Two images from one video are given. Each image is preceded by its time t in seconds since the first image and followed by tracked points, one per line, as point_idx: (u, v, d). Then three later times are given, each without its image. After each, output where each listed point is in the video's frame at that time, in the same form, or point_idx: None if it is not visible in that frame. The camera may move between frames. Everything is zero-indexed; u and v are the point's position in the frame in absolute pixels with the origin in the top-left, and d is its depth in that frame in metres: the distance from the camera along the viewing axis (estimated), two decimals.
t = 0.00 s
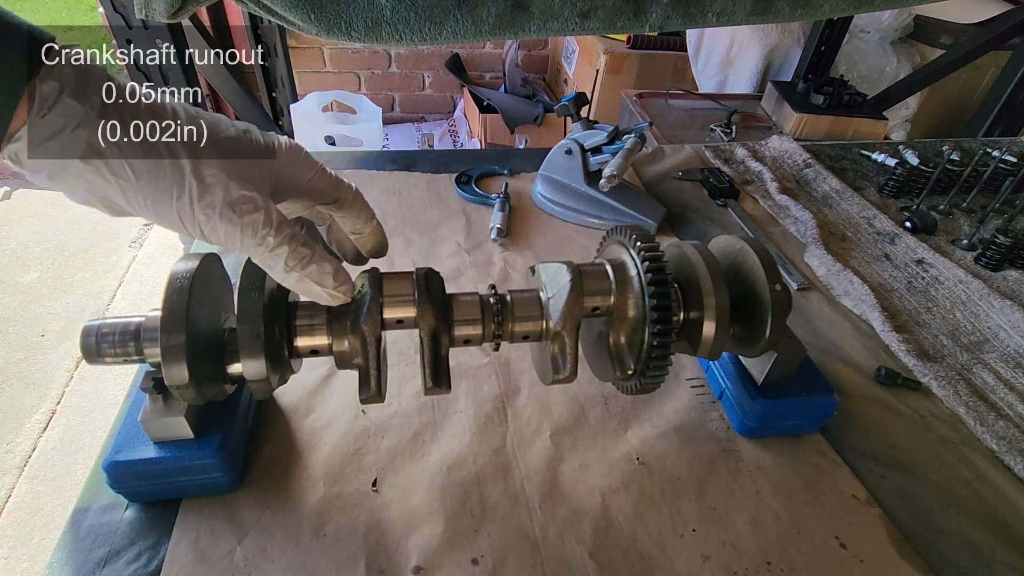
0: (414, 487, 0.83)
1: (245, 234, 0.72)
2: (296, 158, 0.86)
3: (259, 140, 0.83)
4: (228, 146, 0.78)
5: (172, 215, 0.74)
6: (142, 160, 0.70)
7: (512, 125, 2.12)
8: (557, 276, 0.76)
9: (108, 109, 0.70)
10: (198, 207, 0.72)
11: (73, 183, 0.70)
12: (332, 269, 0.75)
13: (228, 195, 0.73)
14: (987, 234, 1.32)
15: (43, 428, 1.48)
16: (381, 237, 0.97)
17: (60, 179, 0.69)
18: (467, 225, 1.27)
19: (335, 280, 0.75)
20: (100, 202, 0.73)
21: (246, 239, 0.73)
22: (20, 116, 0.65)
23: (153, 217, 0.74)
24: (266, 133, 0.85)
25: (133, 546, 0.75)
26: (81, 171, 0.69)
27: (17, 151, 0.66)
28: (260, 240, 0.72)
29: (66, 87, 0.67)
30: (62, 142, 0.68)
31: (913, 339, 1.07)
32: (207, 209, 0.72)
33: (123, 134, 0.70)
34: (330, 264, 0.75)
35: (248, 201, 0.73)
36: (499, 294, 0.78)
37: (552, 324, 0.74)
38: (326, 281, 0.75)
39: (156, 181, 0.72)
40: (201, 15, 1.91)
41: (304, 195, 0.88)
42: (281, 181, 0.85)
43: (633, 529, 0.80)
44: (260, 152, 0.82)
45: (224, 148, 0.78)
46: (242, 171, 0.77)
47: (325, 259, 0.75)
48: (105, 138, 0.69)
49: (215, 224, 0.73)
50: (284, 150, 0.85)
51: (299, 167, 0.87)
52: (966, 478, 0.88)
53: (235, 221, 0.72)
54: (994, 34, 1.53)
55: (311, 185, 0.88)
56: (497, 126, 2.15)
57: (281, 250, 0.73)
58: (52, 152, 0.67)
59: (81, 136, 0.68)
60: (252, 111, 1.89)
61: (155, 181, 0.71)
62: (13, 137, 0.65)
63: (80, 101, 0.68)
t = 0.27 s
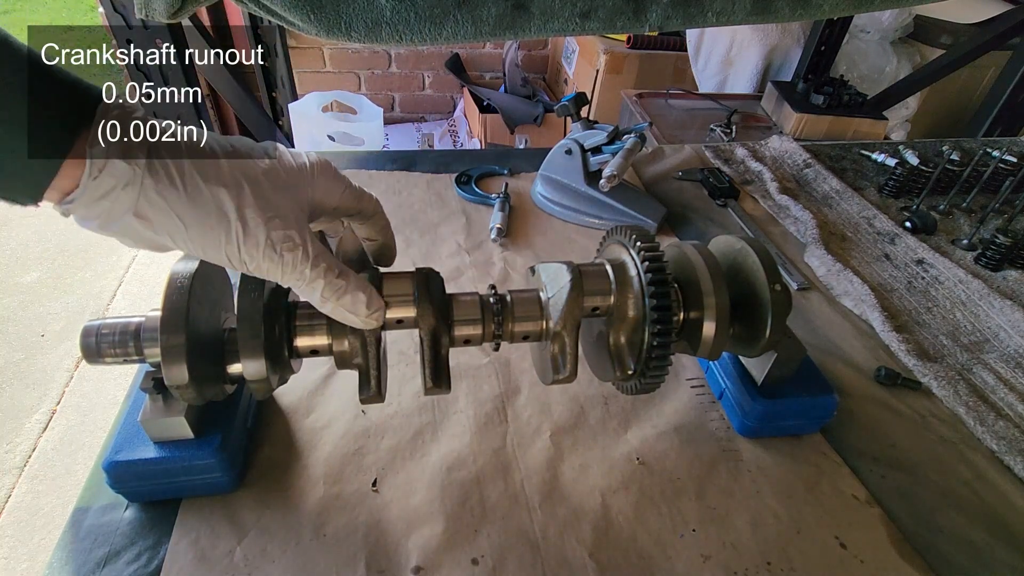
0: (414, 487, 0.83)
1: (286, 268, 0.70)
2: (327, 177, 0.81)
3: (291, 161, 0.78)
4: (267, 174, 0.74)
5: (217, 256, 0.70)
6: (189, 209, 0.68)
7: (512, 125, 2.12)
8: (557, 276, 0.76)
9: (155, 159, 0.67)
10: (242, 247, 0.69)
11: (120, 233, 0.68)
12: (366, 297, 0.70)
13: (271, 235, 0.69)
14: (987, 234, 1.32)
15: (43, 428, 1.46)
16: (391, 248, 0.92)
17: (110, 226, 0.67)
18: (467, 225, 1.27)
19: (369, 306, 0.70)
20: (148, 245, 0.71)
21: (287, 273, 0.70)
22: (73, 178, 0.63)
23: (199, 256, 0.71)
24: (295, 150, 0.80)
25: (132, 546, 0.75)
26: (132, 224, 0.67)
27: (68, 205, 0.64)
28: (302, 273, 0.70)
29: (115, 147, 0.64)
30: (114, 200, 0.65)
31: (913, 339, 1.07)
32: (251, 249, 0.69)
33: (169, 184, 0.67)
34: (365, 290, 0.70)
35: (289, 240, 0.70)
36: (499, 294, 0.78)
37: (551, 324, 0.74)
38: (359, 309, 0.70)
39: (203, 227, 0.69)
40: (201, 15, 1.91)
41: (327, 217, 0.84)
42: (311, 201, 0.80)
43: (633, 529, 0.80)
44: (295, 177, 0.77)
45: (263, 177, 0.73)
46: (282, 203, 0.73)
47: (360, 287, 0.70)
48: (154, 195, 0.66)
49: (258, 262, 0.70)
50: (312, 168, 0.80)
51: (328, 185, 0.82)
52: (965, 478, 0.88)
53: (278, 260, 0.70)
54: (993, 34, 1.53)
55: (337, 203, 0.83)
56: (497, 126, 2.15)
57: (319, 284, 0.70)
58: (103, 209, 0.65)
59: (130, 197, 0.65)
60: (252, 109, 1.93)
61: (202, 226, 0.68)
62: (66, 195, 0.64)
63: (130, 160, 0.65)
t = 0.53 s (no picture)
0: (414, 487, 0.83)
1: (292, 286, 0.70)
2: (331, 185, 0.81)
3: (294, 172, 0.78)
4: (271, 191, 0.73)
5: (225, 278, 0.70)
6: (195, 236, 0.67)
7: (512, 125, 2.12)
8: (557, 276, 0.75)
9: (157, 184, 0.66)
10: (249, 268, 0.69)
11: (125, 260, 0.68)
12: (370, 307, 0.70)
13: (276, 255, 0.69)
14: (987, 234, 1.32)
15: (43, 428, 1.46)
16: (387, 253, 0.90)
17: (118, 255, 0.67)
18: (467, 225, 1.27)
19: (372, 316, 0.71)
20: (157, 271, 0.71)
21: (293, 290, 0.70)
22: (78, 211, 0.63)
23: (207, 279, 0.71)
24: (298, 160, 0.80)
25: (132, 546, 0.75)
26: (140, 253, 0.67)
27: (77, 234, 0.64)
28: (307, 288, 0.70)
29: (119, 178, 0.63)
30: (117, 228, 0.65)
31: (913, 339, 1.07)
32: (257, 269, 0.69)
33: (173, 210, 0.66)
34: (369, 300, 0.70)
35: (294, 258, 0.70)
36: (499, 294, 0.78)
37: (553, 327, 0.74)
38: (363, 319, 0.71)
39: (210, 253, 0.68)
40: (201, 15, 1.91)
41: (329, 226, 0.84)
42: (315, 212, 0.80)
43: (633, 529, 0.80)
44: (299, 189, 0.77)
45: (267, 194, 0.73)
46: (287, 219, 0.72)
47: (364, 298, 0.70)
48: (159, 224, 0.66)
49: (264, 280, 0.70)
50: (317, 177, 0.79)
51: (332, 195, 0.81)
52: (965, 478, 0.88)
53: (284, 278, 0.70)
54: (993, 34, 1.53)
55: (340, 213, 0.83)
56: (497, 126, 2.15)
57: (324, 298, 0.69)
58: (110, 240, 0.65)
59: (135, 229, 0.65)
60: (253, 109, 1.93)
61: (207, 251, 0.68)
62: (74, 225, 0.64)
63: (134, 193, 0.64)
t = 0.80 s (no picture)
0: (414, 487, 0.83)
1: (292, 281, 0.70)
2: (330, 185, 0.80)
3: (294, 172, 0.78)
4: (270, 190, 0.73)
5: (224, 276, 0.70)
6: (193, 233, 0.68)
7: (512, 125, 2.12)
8: (557, 275, 0.76)
9: (157, 181, 0.66)
10: (248, 265, 0.69)
11: (127, 256, 0.69)
12: (370, 299, 0.70)
13: (276, 251, 0.69)
14: (987, 234, 1.32)
15: (43, 428, 1.46)
16: (386, 257, 0.89)
17: (119, 250, 0.68)
18: (467, 225, 1.27)
19: (371, 309, 0.71)
20: (155, 267, 0.71)
21: (293, 285, 0.71)
22: (80, 207, 0.63)
23: (207, 277, 0.71)
24: (298, 160, 0.80)
25: (133, 546, 0.75)
26: (139, 249, 0.68)
27: (77, 229, 0.65)
28: (307, 284, 0.70)
29: (121, 175, 0.64)
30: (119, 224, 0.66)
31: (913, 340, 1.07)
32: (256, 266, 0.69)
33: (172, 207, 0.67)
34: (369, 293, 0.70)
35: (292, 254, 0.70)
36: (499, 294, 0.78)
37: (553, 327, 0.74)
38: (363, 312, 0.71)
39: (209, 250, 0.68)
40: (201, 15, 1.91)
41: (327, 227, 0.84)
42: (314, 213, 0.80)
43: (633, 529, 0.80)
44: (298, 189, 0.77)
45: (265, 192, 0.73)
46: (286, 217, 0.72)
47: (363, 290, 0.70)
48: (158, 220, 0.66)
49: (264, 277, 0.70)
50: (316, 177, 0.79)
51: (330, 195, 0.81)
52: (965, 478, 0.88)
53: (283, 274, 0.70)
54: (993, 34, 1.53)
55: (338, 214, 0.82)
56: (497, 126, 2.15)
57: (323, 292, 0.70)
58: (111, 235, 0.66)
59: (136, 224, 0.66)
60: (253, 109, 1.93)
61: (206, 249, 0.68)
62: (74, 220, 0.65)
63: (136, 189, 0.65)
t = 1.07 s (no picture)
0: (414, 487, 0.83)
1: (291, 269, 0.70)
2: (331, 185, 0.81)
3: (296, 172, 0.78)
4: (273, 183, 0.74)
5: (225, 264, 0.71)
6: (197, 217, 0.69)
7: (512, 125, 2.12)
8: (556, 273, 0.76)
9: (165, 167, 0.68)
10: (249, 252, 0.69)
11: (130, 240, 0.69)
12: (370, 288, 0.71)
13: (277, 237, 0.70)
14: (987, 234, 1.32)
15: (43, 428, 1.45)
16: (386, 257, 0.89)
17: (122, 232, 0.69)
18: (467, 225, 1.27)
19: (371, 298, 0.71)
20: (153, 253, 0.72)
21: (293, 273, 0.71)
22: (89, 189, 0.64)
23: (207, 265, 0.72)
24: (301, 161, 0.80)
25: (133, 546, 0.75)
26: (142, 231, 0.68)
27: (81, 211, 0.66)
28: (307, 271, 0.70)
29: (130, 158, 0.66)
30: (125, 206, 0.66)
31: (913, 340, 1.07)
32: (257, 253, 0.69)
33: (177, 190, 0.68)
34: (369, 281, 0.71)
35: (293, 242, 0.70)
36: (500, 294, 0.78)
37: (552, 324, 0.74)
38: (363, 301, 0.71)
39: (210, 235, 0.69)
40: (201, 15, 1.91)
41: (328, 227, 0.84)
42: (314, 212, 0.80)
43: (633, 529, 0.80)
44: (300, 187, 0.77)
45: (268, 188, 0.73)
46: (287, 211, 0.73)
47: (363, 278, 0.71)
48: (164, 202, 0.67)
49: (264, 264, 0.70)
50: (317, 177, 0.79)
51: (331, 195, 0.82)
52: (966, 479, 0.88)
53: (283, 261, 0.70)
54: (993, 34, 1.53)
55: (339, 213, 0.83)
56: (497, 126, 2.15)
57: (324, 280, 0.70)
58: (116, 216, 0.67)
59: (142, 205, 0.67)
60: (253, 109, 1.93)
61: (209, 234, 0.69)
62: (79, 202, 0.65)
63: (144, 169, 0.66)
